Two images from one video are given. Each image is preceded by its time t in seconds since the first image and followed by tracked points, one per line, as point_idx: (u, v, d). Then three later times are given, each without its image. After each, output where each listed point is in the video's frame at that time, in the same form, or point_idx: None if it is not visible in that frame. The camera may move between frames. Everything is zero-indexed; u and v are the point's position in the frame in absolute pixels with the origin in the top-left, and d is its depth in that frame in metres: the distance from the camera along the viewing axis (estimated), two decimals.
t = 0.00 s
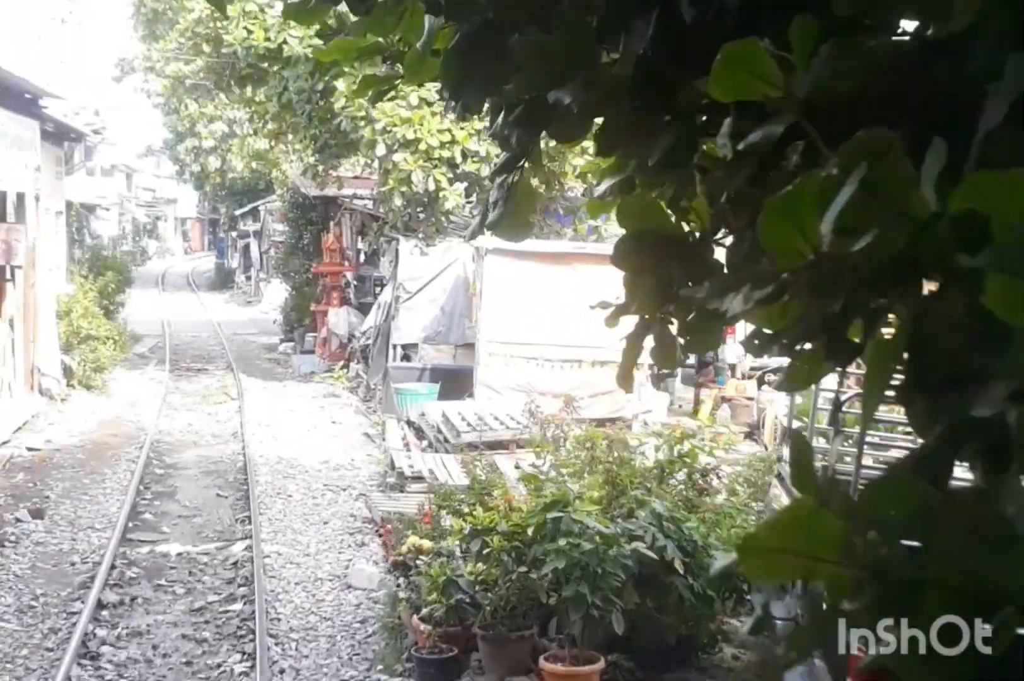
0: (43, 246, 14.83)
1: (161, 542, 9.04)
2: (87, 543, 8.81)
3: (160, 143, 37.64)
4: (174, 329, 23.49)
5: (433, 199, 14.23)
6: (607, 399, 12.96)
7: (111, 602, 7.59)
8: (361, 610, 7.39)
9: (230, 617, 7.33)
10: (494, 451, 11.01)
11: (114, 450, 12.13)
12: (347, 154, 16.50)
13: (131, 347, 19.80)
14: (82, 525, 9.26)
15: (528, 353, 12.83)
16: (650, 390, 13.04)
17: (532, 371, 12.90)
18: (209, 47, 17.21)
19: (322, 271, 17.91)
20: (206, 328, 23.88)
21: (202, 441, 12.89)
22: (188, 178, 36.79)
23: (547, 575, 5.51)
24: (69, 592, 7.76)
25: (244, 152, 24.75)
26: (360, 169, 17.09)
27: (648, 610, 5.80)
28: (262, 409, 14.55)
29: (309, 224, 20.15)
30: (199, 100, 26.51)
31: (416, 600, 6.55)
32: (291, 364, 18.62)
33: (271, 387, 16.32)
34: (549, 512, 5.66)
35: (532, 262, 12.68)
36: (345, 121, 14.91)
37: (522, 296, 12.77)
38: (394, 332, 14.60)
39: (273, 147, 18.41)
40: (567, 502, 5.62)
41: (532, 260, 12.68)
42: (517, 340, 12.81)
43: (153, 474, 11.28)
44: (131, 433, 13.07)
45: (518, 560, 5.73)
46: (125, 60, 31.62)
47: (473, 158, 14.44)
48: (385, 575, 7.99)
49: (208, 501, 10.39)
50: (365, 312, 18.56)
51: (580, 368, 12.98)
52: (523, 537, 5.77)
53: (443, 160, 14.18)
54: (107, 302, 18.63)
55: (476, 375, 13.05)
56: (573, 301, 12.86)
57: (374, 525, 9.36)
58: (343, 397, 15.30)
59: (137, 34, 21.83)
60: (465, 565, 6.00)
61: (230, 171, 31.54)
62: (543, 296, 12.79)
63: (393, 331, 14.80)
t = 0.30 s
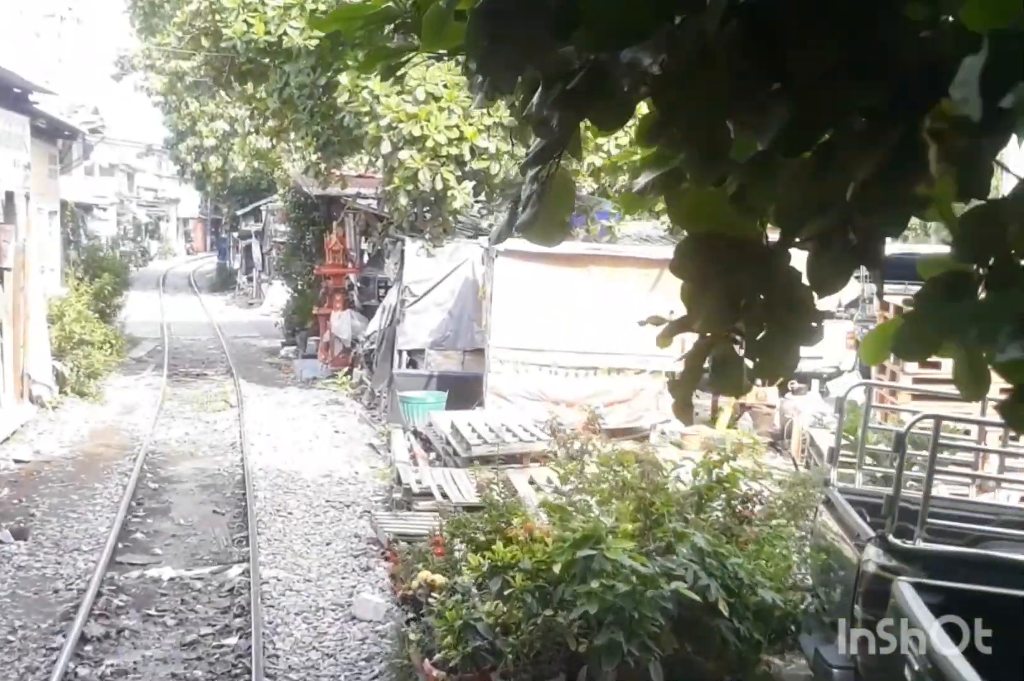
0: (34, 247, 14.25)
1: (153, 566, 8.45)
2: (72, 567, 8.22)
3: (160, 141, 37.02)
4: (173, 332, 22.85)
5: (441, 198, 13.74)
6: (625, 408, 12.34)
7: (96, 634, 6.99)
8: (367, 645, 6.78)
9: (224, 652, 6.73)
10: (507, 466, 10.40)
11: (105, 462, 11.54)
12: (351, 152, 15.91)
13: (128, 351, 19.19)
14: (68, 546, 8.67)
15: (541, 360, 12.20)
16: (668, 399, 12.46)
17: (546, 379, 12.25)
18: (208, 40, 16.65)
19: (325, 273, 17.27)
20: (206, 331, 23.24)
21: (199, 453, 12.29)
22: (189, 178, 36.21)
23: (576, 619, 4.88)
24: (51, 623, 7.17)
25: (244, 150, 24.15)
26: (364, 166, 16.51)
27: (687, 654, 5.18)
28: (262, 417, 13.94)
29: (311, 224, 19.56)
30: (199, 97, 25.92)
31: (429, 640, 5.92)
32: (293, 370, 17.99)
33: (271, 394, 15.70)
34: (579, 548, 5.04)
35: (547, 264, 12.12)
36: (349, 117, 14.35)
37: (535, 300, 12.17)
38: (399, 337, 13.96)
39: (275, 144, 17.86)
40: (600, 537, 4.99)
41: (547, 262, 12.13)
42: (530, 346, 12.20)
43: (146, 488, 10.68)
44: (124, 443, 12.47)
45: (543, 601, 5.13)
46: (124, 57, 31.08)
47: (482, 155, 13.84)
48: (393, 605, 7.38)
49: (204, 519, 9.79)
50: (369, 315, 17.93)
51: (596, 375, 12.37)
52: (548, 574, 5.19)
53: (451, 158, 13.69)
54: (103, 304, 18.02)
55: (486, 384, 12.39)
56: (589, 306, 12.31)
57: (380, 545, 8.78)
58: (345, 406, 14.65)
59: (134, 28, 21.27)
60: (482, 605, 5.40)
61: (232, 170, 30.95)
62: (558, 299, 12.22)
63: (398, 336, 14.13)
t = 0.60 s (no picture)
0: (24, 247, 13.69)
1: (142, 592, 7.84)
2: (55, 595, 7.61)
3: (160, 140, 36.49)
4: (172, 335, 22.23)
5: (450, 196, 13.52)
6: (644, 417, 11.66)
7: (77, 673, 6.38)
8: None
9: None
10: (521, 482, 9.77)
11: (96, 475, 10.94)
12: (354, 149, 15.35)
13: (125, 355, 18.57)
14: (51, 571, 8.06)
15: (555, 366, 11.64)
16: (688, 409, 11.82)
17: (560, 387, 11.59)
18: (207, 34, 16.11)
19: (327, 275, 16.62)
20: (205, 333, 22.62)
21: (195, 465, 11.68)
22: (190, 178, 35.65)
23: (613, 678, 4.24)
24: (28, 660, 6.55)
25: (246, 149, 23.62)
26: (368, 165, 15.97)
27: None
28: (262, 426, 13.33)
29: (314, 224, 19.01)
30: (199, 94, 25.36)
31: None
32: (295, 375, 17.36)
33: (272, 400, 15.09)
34: (617, 593, 4.40)
35: (563, 267, 11.55)
36: (353, 112, 13.78)
37: (549, 303, 11.58)
38: (405, 343, 13.27)
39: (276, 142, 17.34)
40: (642, 582, 4.35)
41: (563, 264, 11.56)
42: (544, 352, 11.61)
43: (138, 505, 10.09)
44: (117, 454, 11.87)
45: (575, 653, 4.52)
46: (125, 55, 30.61)
47: (493, 154, 13.48)
48: (401, 640, 6.76)
49: (198, 538, 9.20)
50: (373, 319, 17.32)
51: (612, 383, 11.75)
52: (581, 622, 4.59)
53: (459, 155, 13.43)
54: (98, 306, 17.43)
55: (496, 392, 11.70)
56: (607, 310, 11.74)
57: (387, 570, 8.20)
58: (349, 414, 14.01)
59: (132, 24, 20.76)
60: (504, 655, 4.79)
61: (232, 168, 30.42)
62: (574, 303, 11.65)
63: (403, 342, 13.35)
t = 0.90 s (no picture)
0: (13, 249, 13.10)
1: (131, 624, 7.25)
2: (36, 628, 7.01)
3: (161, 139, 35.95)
4: (172, 338, 21.65)
5: (458, 196, 12.99)
6: (665, 428, 11.07)
7: None
8: None
9: None
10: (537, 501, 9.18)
11: (87, 490, 10.35)
12: (359, 146, 14.77)
13: (122, 360, 17.99)
14: (33, 600, 7.47)
15: (571, 376, 11.02)
16: (710, 420, 11.22)
17: (577, 396, 11.01)
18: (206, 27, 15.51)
19: (331, 277, 16.05)
20: (205, 337, 22.02)
21: (191, 479, 11.08)
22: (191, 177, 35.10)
23: None
24: None
25: (248, 147, 23.07)
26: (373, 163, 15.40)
27: None
28: (262, 435, 12.72)
29: (316, 225, 18.44)
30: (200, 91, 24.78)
31: None
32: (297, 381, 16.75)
33: (273, 408, 14.49)
34: (666, 653, 3.81)
35: (578, 270, 10.94)
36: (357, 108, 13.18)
37: (564, 308, 10.97)
38: (412, 349, 12.61)
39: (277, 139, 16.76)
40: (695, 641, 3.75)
41: (578, 268, 10.94)
42: (559, 359, 10.99)
43: (130, 523, 9.50)
44: (110, 468, 11.27)
45: None
46: (124, 53, 30.05)
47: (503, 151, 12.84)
48: None
49: (192, 561, 8.60)
50: (378, 322, 16.70)
51: (631, 392, 11.10)
52: None
53: (469, 153, 12.81)
54: (93, 310, 16.85)
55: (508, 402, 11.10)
56: (625, 316, 11.08)
57: (395, 598, 7.62)
58: (353, 423, 13.37)
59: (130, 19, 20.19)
60: None
61: (234, 168, 29.86)
62: (590, 308, 11.02)
63: (411, 348, 12.73)
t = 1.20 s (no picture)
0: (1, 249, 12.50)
1: (117, 659, 6.64)
2: (14, 665, 6.41)
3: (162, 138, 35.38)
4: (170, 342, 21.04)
5: (467, 194, 12.42)
6: (686, 440, 10.56)
7: None
8: None
9: None
10: (554, 519, 8.58)
11: (75, 506, 9.76)
12: (363, 143, 14.18)
13: (118, 364, 17.37)
14: (11, 632, 6.87)
15: (588, 385, 10.39)
16: (734, 431, 10.63)
17: (594, 406, 10.45)
18: (204, 18, 14.93)
19: (334, 279, 15.46)
20: (205, 340, 21.44)
21: (187, 493, 10.49)
22: (192, 176, 34.51)
23: None
24: None
25: (250, 145, 22.49)
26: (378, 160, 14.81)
27: None
28: (262, 445, 12.13)
29: (319, 225, 17.84)
30: (201, 88, 24.21)
31: None
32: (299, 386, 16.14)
33: (274, 416, 13.89)
34: None
35: (597, 271, 10.34)
36: (362, 102, 12.59)
37: (582, 311, 10.36)
38: (420, 355, 11.99)
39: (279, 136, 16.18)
40: None
41: (597, 270, 10.34)
42: (576, 365, 10.38)
43: (121, 543, 8.90)
44: (101, 481, 10.67)
45: None
46: (124, 49, 29.49)
47: (514, 146, 12.24)
48: None
49: (185, 586, 8.00)
50: (383, 325, 16.10)
51: (652, 402, 10.50)
52: None
53: (480, 149, 12.22)
54: (88, 312, 16.24)
55: (522, 412, 10.50)
56: (645, 321, 10.46)
57: (403, 629, 7.02)
58: (357, 432, 12.76)
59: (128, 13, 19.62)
60: None
61: (236, 167, 29.28)
62: (610, 311, 10.41)
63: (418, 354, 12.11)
